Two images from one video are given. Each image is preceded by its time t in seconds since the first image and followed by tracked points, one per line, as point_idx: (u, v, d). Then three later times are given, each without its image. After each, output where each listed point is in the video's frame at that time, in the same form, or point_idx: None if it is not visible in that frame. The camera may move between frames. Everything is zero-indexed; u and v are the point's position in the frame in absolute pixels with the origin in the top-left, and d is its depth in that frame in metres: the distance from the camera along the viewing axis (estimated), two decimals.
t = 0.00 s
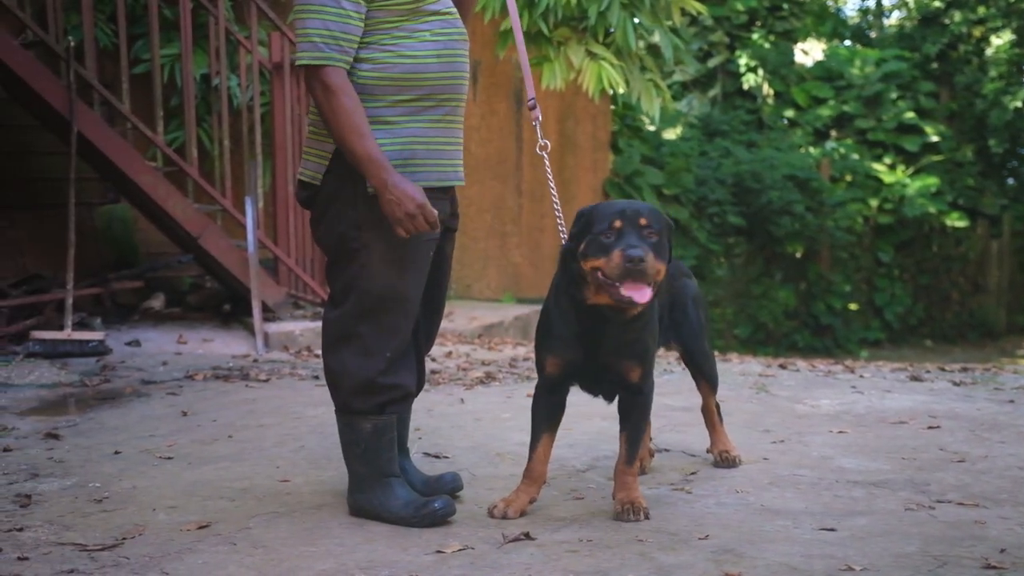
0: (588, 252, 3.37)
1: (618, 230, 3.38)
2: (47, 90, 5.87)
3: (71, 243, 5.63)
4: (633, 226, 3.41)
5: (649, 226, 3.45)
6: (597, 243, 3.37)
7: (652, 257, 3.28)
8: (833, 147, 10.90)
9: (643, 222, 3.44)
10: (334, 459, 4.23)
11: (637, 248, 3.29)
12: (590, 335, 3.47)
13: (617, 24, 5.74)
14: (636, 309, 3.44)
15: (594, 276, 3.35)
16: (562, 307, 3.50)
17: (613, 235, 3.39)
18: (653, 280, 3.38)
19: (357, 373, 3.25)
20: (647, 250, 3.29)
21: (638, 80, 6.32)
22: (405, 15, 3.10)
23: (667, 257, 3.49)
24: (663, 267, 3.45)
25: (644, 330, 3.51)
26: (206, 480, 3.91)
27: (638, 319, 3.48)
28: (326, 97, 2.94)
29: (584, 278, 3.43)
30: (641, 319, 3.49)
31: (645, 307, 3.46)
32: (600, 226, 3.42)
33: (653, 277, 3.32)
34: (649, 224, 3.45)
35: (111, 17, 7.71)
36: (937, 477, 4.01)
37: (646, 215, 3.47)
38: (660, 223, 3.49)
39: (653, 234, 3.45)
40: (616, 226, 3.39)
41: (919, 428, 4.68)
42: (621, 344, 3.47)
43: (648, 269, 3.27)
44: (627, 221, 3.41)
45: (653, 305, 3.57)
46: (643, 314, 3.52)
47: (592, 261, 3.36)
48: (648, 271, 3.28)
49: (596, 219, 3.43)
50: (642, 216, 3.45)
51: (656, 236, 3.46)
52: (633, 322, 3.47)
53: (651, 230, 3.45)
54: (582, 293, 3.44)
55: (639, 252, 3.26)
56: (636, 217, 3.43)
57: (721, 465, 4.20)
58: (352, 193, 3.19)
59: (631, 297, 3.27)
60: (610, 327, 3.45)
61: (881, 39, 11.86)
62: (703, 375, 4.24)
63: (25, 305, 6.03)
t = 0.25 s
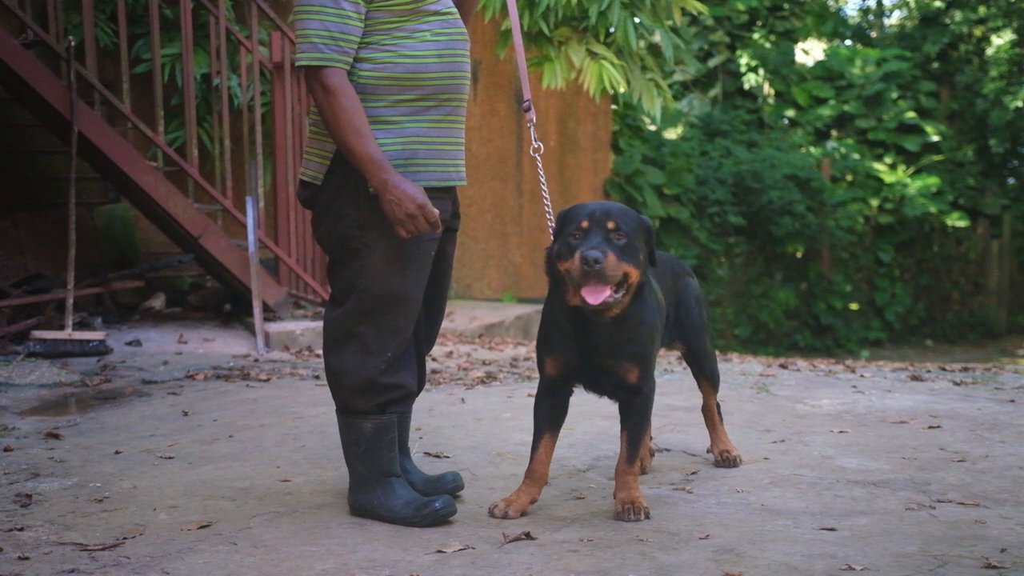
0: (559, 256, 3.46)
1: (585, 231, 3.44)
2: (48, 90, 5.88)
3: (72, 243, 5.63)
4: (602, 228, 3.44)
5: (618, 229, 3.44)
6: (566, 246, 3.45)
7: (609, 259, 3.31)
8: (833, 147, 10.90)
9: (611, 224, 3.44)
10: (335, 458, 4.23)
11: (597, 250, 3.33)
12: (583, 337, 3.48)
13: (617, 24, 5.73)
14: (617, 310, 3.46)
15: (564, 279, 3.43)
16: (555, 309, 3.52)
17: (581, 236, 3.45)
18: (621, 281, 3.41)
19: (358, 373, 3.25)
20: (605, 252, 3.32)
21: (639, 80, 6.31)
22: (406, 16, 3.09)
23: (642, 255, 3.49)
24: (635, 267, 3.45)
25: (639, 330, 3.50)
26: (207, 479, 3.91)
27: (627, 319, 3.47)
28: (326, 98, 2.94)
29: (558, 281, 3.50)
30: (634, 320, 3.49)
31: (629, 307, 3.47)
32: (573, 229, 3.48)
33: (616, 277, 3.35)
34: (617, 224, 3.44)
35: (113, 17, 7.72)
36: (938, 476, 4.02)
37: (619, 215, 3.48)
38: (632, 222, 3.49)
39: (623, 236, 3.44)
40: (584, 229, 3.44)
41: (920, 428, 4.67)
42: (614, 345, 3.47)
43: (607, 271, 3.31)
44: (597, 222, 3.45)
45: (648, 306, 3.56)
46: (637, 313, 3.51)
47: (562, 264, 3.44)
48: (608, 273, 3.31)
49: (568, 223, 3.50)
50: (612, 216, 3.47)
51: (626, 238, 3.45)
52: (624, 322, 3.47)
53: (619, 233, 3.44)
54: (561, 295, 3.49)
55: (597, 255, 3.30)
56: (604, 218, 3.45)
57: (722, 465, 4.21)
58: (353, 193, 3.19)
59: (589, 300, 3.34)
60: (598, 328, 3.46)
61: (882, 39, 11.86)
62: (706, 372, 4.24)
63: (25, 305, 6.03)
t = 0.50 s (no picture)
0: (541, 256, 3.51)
1: (563, 230, 3.47)
2: (49, 89, 5.88)
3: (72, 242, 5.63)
4: (580, 227, 3.45)
5: (596, 230, 3.43)
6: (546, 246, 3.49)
7: (579, 259, 3.33)
8: (834, 147, 10.90)
9: (589, 224, 3.44)
10: (336, 458, 4.23)
11: (569, 249, 3.35)
12: (574, 337, 3.48)
13: (618, 24, 5.73)
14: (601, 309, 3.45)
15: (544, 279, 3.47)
16: (549, 310, 3.53)
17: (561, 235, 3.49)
18: (598, 281, 3.41)
19: (358, 373, 3.25)
20: (576, 252, 3.34)
21: (639, 79, 6.32)
22: (404, 16, 3.09)
23: (623, 255, 3.47)
24: (615, 268, 3.43)
25: (632, 329, 3.48)
26: (208, 479, 3.91)
27: (615, 320, 3.46)
28: (325, 100, 2.95)
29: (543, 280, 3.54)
30: (625, 322, 3.47)
31: (614, 307, 3.46)
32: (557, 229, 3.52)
33: (589, 277, 3.36)
34: (596, 224, 3.44)
35: (114, 17, 7.72)
36: (938, 476, 4.01)
37: (601, 214, 3.48)
38: (613, 221, 3.48)
39: (601, 236, 3.43)
40: (563, 229, 3.47)
41: (921, 428, 4.67)
42: (607, 345, 3.46)
43: (577, 271, 3.32)
44: (577, 222, 3.46)
45: (642, 306, 3.54)
46: (630, 312, 3.49)
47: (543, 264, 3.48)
48: (579, 273, 3.33)
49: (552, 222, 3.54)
50: (592, 215, 3.47)
51: (605, 238, 3.43)
52: (613, 321, 3.46)
53: (597, 233, 3.43)
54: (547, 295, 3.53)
55: (567, 255, 3.33)
56: (584, 217, 3.47)
57: (723, 465, 4.21)
58: (353, 193, 3.19)
59: (560, 300, 3.36)
60: (588, 329, 3.46)
61: (883, 39, 11.86)
62: (709, 372, 4.24)
63: (26, 304, 6.03)
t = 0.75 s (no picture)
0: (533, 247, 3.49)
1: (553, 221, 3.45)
2: (49, 89, 5.88)
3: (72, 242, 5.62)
4: (570, 219, 3.42)
5: (585, 221, 3.40)
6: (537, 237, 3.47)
7: (562, 249, 3.29)
8: (834, 146, 10.90)
9: (579, 215, 3.42)
10: (336, 458, 4.23)
11: (554, 239, 3.32)
12: (572, 335, 3.48)
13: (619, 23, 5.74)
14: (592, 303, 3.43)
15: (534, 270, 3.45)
16: (548, 308, 3.53)
17: (552, 227, 3.47)
18: (586, 273, 3.38)
19: (358, 373, 3.25)
20: (561, 242, 3.31)
21: (639, 79, 6.32)
22: (403, 16, 3.09)
23: (613, 248, 3.44)
24: (604, 261, 3.41)
25: (628, 328, 3.47)
26: (208, 479, 3.91)
27: (610, 316, 3.45)
28: (324, 102, 2.95)
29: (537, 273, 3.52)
30: (623, 319, 3.47)
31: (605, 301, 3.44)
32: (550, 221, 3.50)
33: (575, 268, 3.33)
34: (586, 215, 3.41)
35: (114, 17, 7.73)
36: (939, 476, 4.01)
37: (593, 206, 3.45)
38: (605, 213, 3.45)
39: (591, 228, 3.40)
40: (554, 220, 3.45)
41: (921, 428, 4.67)
42: (604, 343, 3.46)
43: (560, 261, 3.29)
44: (568, 214, 3.44)
45: (639, 304, 3.53)
46: (626, 311, 3.48)
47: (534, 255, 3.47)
48: (563, 263, 3.30)
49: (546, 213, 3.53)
50: (583, 207, 3.44)
51: (594, 231, 3.40)
52: (608, 317, 3.45)
53: (586, 224, 3.40)
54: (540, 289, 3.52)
55: (551, 244, 3.30)
56: (575, 209, 3.44)
57: (724, 464, 4.21)
58: (353, 193, 3.19)
59: (543, 289, 3.33)
60: (584, 326, 3.45)
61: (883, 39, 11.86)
62: (711, 372, 4.23)
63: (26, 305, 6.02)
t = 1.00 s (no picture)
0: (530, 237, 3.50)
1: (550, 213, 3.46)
2: (50, 90, 5.88)
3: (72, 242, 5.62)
4: (567, 211, 3.43)
5: (582, 214, 3.40)
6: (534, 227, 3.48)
7: (555, 239, 3.30)
8: (834, 146, 10.90)
9: (576, 208, 3.42)
10: (336, 458, 4.23)
11: (548, 229, 3.33)
12: (571, 333, 3.48)
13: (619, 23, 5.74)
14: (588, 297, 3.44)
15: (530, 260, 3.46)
16: (548, 305, 3.54)
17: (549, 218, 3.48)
18: (581, 265, 3.38)
19: (358, 372, 3.25)
20: (555, 233, 3.32)
21: (640, 79, 6.32)
22: (403, 16, 3.09)
23: (609, 242, 3.44)
24: (599, 255, 3.41)
25: (627, 327, 3.47)
26: (208, 479, 3.91)
27: (607, 313, 3.45)
28: (324, 102, 2.94)
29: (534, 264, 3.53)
30: (622, 318, 3.46)
31: (602, 296, 3.44)
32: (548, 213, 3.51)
33: (568, 260, 3.34)
34: (582, 207, 3.41)
35: (115, 17, 7.74)
36: (939, 475, 4.01)
37: (591, 200, 3.45)
38: (602, 207, 3.45)
39: (586, 221, 3.40)
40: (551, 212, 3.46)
41: (921, 428, 4.67)
42: (602, 341, 3.45)
43: (553, 251, 3.30)
44: (566, 207, 3.44)
45: (639, 302, 3.52)
46: (625, 309, 3.48)
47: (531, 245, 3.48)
48: (556, 254, 3.31)
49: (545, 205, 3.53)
50: (580, 200, 3.44)
51: (590, 224, 3.40)
52: (604, 313, 3.44)
53: (582, 217, 3.40)
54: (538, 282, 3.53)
55: (545, 234, 3.31)
56: (573, 202, 3.44)
57: (724, 464, 4.20)
58: (353, 194, 3.19)
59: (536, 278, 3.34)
60: (583, 324, 3.46)
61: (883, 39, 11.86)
62: (711, 371, 4.23)
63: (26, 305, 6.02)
